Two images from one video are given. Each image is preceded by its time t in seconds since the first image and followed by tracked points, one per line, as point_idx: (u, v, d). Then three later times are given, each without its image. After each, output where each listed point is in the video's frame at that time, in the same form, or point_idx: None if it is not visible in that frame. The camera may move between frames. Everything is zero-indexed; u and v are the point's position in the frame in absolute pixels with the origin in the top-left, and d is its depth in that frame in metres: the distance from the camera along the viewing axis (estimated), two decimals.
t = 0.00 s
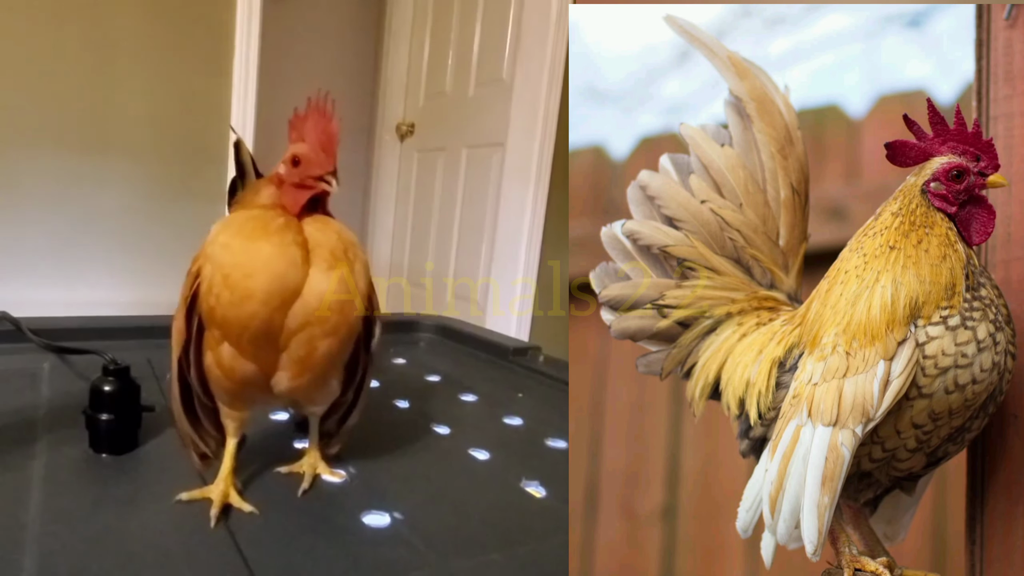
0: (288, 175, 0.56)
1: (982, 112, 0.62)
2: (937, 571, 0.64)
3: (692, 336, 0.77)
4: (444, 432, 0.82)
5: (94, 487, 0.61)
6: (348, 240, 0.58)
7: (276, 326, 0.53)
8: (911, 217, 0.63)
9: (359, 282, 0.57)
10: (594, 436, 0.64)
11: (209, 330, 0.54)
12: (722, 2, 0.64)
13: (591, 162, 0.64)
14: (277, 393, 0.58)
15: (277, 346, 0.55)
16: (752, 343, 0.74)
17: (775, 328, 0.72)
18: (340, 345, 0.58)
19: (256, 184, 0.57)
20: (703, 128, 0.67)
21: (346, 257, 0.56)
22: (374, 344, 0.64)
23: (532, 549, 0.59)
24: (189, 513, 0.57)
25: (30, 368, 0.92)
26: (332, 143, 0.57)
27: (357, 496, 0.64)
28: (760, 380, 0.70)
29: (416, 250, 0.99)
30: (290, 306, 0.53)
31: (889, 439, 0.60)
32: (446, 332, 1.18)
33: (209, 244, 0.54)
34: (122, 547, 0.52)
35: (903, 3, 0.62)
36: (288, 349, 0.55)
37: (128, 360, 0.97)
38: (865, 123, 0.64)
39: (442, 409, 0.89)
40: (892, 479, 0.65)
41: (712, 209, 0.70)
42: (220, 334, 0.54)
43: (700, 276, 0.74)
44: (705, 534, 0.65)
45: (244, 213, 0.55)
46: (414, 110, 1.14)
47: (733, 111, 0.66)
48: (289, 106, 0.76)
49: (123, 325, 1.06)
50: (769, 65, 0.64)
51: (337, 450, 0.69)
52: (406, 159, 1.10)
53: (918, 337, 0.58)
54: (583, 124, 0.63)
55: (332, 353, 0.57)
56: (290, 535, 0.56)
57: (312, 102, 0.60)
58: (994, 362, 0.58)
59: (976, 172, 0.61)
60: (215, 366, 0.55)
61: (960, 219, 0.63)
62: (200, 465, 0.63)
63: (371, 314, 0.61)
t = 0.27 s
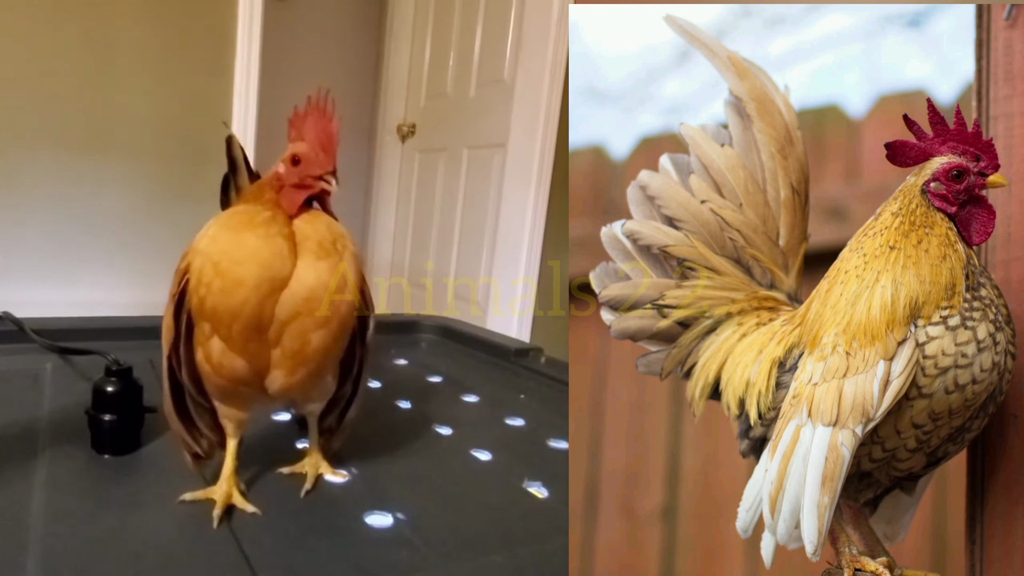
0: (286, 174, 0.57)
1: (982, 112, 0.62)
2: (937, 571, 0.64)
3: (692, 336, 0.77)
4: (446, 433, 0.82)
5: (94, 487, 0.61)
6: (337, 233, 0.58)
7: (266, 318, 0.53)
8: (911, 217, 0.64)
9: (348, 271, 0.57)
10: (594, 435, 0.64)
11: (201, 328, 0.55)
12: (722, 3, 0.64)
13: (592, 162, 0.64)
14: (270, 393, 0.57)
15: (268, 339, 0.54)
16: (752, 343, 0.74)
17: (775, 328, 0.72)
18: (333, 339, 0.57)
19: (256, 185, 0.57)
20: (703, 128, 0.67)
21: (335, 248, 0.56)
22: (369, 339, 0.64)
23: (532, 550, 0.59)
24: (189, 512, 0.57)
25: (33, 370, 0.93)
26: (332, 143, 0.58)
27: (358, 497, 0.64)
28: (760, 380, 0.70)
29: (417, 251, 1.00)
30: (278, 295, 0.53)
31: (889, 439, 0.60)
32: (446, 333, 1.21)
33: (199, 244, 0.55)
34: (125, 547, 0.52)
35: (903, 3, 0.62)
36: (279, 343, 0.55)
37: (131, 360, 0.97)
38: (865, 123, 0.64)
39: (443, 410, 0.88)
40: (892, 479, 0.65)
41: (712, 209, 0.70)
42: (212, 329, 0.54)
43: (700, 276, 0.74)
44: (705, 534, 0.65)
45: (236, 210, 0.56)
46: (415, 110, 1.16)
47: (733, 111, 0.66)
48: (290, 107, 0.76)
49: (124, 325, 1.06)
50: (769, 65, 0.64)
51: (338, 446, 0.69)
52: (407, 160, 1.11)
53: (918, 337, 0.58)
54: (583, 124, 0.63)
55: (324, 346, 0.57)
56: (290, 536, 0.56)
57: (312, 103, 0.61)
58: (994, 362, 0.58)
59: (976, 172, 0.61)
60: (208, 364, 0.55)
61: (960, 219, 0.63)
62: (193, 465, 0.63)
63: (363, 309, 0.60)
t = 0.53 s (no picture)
0: (286, 176, 0.56)
1: (982, 112, 0.62)
2: (937, 571, 0.64)
3: (692, 336, 0.77)
4: (449, 434, 0.82)
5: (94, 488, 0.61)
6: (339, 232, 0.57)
7: (268, 319, 0.53)
8: (911, 217, 0.64)
9: (353, 273, 0.57)
10: (594, 436, 0.64)
11: (202, 329, 0.54)
12: (722, 2, 0.64)
13: (591, 161, 0.64)
14: (272, 396, 0.57)
15: (270, 341, 0.54)
16: (752, 343, 0.74)
17: (775, 328, 0.72)
18: (336, 340, 0.57)
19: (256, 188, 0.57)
20: (703, 128, 0.67)
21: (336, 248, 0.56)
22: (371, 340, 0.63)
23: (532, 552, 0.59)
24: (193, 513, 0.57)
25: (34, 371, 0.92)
26: (332, 144, 0.57)
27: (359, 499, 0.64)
28: (760, 380, 0.70)
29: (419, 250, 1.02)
30: (281, 296, 0.53)
31: (889, 439, 0.60)
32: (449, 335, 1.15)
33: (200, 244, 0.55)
34: (130, 548, 0.52)
35: (903, 3, 0.62)
36: (281, 346, 0.55)
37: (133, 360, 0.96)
38: (865, 123, 0.64)
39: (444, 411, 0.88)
40: (891, 479, 0.65)
41: (712, 209, 0.70)
42: (213, 330, 0.54)
43: (700, 276, 0.74)
44: (705, 534, 0.65)
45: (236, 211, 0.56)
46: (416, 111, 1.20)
47: (733, 111, 0.66)
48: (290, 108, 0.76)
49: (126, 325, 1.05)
50: (769, 65, 0.64)
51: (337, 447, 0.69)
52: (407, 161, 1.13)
53: (918, 337, 0.58)
54: (583, 124, 0.62)
55: (327, 349, 0.57)
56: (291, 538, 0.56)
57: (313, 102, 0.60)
58: (994, 362, 0.58)
59: (976, 172, 0.61)
60: (208, 366, 0.55)
61: (960, 219, 0.63)
62: (192, 469, 0.62)
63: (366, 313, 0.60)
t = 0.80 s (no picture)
0: (265, 175, 0.55)
1: (982, 112, 0.62)
2: (937, 571, 0.64)
3: (692, 336, 0.77)
4: (451, 436, 0.82)
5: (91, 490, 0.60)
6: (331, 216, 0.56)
7: (255, 298, 0.51)
8: (911, 217, 0.64)
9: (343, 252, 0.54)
10: (594, 436, 0.64)
11: (192, 312, 0.52)
12: (722, 2, 0.64)
13: (591, 161, 0.64)
14: (262, 385, 0.54)
15: (258, 324, 0.52)
16: (752, 343, 0.74)
17: (775, 328, 0.72)
18: (327, 325, 0.54)
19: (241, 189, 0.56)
20: (703, 128, 0.67)
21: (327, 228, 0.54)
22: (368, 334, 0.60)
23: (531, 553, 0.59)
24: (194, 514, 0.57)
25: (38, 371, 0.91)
26: (312, 146, 0.56)
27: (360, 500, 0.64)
28: (760, 380, 0.70)
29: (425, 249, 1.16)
30: (269, 273, 0.51)
31: (889, 439, 0.60)
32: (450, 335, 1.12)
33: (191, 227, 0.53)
34: (133, 548, 0.52)
35: (903, 3, 0.62)
36: (270, 328, 0.52)
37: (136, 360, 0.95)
38: (865, 123, 0.64)
39: (445, 412, 0.88)
40: (891, 479, 0.65)
41: (712, 209, 0.70)
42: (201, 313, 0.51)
43: (700, 276, 0.74)
44: (705, 534, 0.65)
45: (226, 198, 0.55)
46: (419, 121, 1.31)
47: (733, 111, 0.66)
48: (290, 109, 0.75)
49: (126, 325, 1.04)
50: (769, 65, 0.64)
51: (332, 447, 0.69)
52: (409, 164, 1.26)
53: (918, 337, 0.58)
54: (583, 124, 0.62)
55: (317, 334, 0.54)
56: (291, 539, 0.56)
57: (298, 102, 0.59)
58: (994, 362, 0.58)
59: (976, 172, 0.61)
60: (198, 352, 0.53)
61: (960, 219, 0.63)
62: (182, 479, 0.61)
63: (361, 298, 0.57)
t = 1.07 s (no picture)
0: (257, 174, 0.55)
1: (982, 112, 0.62)
2: (937, 571, 0.64)
3: (692, 336, 0.77)
4: (453, 437, 0.82)
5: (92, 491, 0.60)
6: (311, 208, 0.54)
7: (243, 294, 0.50)
8: (912, 217, 0.64)
9: (327, 242, 0.53)
10: (594, 436, 0.64)
11: (180, 313, 0.51)
12: (722, 2, 0.64)
13: (591, 162, 0.64)
14: (253, 382, 0.53)
15: (247, 320, 0.51)
16: (752, 343, 0.74)
17: (775, 328, 0.72)
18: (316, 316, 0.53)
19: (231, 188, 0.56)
20: (703, 128, 0.67)
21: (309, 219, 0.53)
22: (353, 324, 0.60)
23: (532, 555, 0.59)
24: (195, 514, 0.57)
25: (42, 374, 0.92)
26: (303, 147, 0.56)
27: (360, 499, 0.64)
28: (760, 380, 0.70)
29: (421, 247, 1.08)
30: (254, 269, 0.50)
31: (889, 439, 0.60)
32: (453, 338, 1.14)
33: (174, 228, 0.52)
34: (137, 549, 0.52)
35: (903, 3, 0.62)
36: (259, 324, 0.51)
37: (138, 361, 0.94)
38: (865, 123, 0.64)
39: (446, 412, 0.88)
40: (892, 479, 0.65)
41: (712, 209, 0.70)
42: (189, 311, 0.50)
43: (700, 276, 0.74)
44: (705, 534, 0.65)
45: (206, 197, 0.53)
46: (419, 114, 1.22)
47: (733, 111, 0.66)
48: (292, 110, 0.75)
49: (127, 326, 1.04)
50: (769, 65, 0.64)
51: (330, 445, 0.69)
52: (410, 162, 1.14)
53: (918, 337, 0.58)
54: (584, 124, 0.62)
55: (306, 326, 0.53)
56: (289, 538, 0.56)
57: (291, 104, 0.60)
58: (994, 362, 0.58)
59: (976, 172, 0.61)
60: (188, 353, 0.52)
61: (960, 219, 0.63)
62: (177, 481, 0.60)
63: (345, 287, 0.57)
